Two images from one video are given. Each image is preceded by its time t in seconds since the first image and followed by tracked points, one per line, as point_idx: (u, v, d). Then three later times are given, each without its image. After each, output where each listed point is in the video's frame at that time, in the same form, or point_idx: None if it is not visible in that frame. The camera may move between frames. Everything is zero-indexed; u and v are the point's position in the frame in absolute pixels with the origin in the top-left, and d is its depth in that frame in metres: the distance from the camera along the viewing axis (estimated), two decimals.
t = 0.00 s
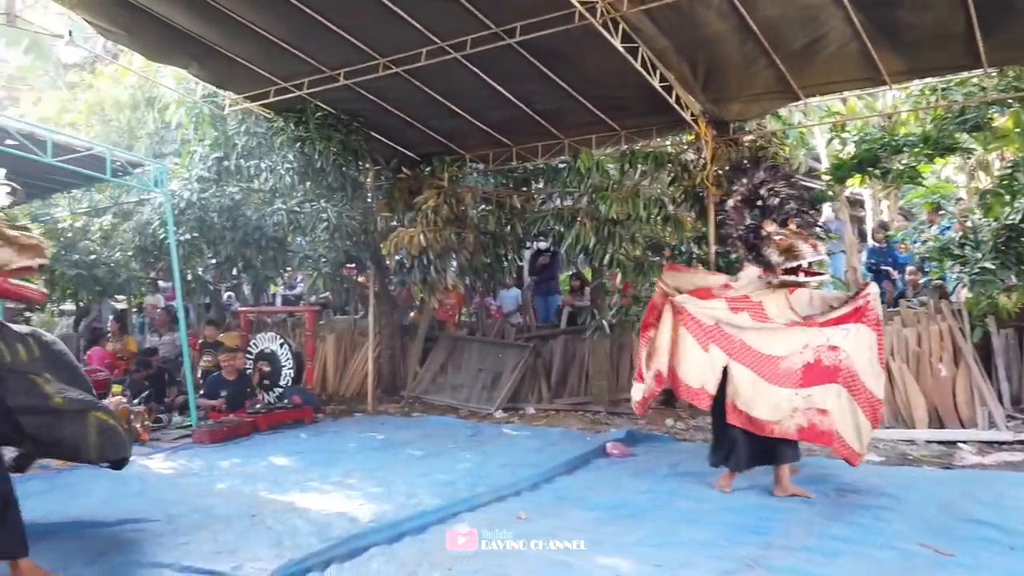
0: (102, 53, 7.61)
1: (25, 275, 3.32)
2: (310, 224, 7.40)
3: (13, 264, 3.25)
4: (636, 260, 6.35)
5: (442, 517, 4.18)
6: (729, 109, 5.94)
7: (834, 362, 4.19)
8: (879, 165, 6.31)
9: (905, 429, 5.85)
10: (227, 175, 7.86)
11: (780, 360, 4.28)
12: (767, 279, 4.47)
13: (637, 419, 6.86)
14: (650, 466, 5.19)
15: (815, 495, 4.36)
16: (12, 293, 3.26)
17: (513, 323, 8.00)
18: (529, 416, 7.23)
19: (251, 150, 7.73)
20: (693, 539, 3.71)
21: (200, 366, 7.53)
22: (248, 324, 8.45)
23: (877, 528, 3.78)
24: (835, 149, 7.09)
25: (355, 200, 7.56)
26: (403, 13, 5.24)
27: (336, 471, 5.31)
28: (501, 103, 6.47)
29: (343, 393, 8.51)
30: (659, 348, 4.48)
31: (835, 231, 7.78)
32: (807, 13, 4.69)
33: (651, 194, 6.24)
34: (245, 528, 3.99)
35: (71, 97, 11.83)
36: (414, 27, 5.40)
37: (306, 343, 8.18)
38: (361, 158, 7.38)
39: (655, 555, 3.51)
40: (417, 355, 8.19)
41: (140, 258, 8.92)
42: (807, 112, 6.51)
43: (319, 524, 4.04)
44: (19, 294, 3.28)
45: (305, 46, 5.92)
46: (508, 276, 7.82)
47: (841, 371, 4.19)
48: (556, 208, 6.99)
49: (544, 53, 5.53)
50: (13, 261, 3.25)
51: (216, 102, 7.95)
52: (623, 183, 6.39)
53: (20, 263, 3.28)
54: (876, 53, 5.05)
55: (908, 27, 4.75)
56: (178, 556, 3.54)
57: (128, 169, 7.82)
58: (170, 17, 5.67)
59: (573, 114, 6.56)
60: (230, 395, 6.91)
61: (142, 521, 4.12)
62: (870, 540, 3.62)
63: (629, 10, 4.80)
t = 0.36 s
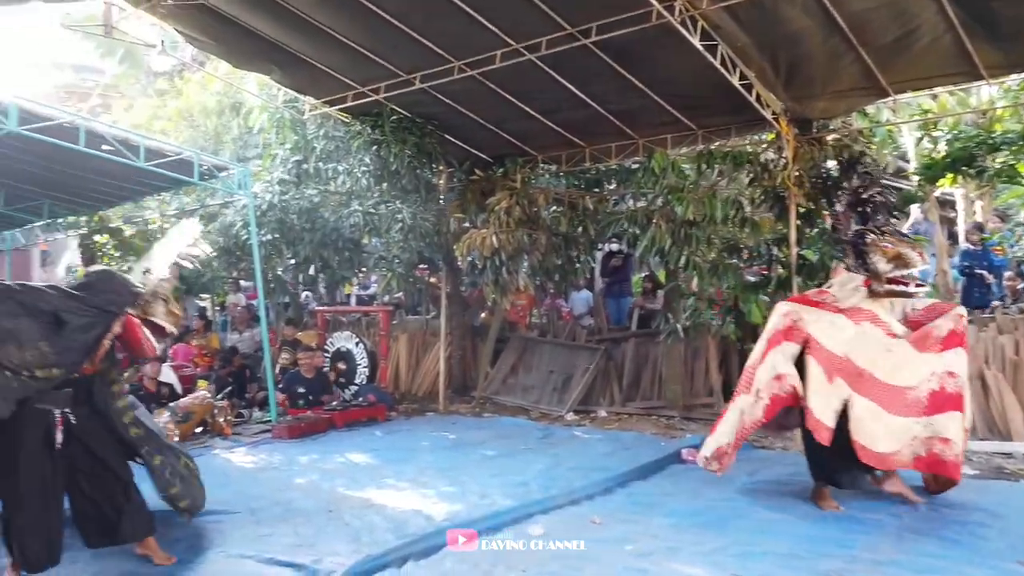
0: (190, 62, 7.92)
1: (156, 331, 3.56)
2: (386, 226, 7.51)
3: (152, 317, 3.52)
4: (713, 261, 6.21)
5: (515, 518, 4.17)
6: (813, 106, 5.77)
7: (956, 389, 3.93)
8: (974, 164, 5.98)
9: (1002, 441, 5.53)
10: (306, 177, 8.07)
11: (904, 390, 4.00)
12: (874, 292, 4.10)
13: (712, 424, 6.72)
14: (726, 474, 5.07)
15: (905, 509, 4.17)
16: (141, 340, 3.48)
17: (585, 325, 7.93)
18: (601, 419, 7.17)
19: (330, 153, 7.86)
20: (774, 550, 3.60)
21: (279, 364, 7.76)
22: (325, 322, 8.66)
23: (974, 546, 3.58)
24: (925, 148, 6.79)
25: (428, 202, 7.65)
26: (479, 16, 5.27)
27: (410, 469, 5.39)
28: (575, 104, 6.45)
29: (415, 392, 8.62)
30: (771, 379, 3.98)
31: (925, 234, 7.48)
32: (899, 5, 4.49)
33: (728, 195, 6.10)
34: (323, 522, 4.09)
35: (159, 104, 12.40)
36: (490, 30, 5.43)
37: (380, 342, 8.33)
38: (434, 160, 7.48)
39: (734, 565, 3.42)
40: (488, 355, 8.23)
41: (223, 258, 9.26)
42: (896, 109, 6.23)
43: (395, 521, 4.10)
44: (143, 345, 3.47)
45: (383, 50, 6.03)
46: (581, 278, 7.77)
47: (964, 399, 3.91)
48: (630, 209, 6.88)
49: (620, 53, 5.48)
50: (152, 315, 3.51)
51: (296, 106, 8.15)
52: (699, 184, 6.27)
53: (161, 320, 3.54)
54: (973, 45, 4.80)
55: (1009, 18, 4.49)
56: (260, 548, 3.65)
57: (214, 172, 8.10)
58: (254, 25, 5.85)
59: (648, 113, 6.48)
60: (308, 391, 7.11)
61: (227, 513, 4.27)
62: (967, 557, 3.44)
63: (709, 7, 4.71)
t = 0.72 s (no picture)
0: (249, 68, 8.12)
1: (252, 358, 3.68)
2: (438, 227, 7.63)
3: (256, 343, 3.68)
4: (770, 261, 6.14)
5: (569, 519, 4.14)
6: (875, 101, 5.61)
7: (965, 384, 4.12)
8: None
9: None
10: (361, 179, 8.21)
11: None
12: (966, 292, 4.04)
13: (770, 428, 6.58)
14: (785, 478, 4.96)
15: (975, 516, 4.02)
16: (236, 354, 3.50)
17: (637, 327, 7.77)
18: (654, 421, 7.09)
19: (384, 155, 7.97)
20: (836, 557, 3.51)
21: (334, 363, 7.88)
22: (379, 323, 8.77)
23: None
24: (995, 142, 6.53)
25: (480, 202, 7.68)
26: (532, 16, 5.27)
27: (463, 468, 5.41)
28: (628, 102, 6.39)
29: (466, 392, 8.66)
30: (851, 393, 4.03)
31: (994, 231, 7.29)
32: None
33: (785, 192, 5.97)
34: (379, 520, 4.13)
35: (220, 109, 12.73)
36: (542, 30, 5.42)
37: (431, 343, 8.40)
38: (486, 160, 7.41)
39: (795, 572, 3.34)
40: (539, 356, 8.23)
41: (281, 259, 9.46)
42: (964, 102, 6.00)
43: (449, 520, 4.12)
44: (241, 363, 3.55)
45: (436, 53, 6.08)
46: (633, 278, 7.73)
47: None
48: (685, 208, 6.77)
49: (674, 50, 5.41)
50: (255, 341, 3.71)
51: (351, 110, 8.28)
52: (756, 182, 6.16)
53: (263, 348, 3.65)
54: None
55: None
56: (317, 544, 3.71)
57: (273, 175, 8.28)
58: (311, 31, 5.96)
59: (703, 110, 6.39)
60: (364, 391, 7.31)
61: (285, 509, 4.35)
62: None
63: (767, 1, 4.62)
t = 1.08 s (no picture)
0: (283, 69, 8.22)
1: (281, 315, 3.30)
2: (469, 226, 7.60)
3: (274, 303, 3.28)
4: (806, 258, 6.05)
5: (601, 519, 4.12)
6: (915, 95, 5.49)
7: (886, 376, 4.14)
8: None
9: None
10: (391, 178, 8.38)
11: None
12: None
13: (806, 427, 6.48)
14: (823, 479, 4.88)
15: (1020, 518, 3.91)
16: (269, 329, 3.28)
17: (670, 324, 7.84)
18: (687, 420, 7.03)
19: (414, 155, 8.16)
20: (876, 559, 3.44)
21: (367, 361, 7.95)
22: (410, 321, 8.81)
23: None
24: None
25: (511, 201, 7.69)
26: (563, 14, 5.25)
27: (495, 466, 5.41)
28: (660, 99, 6.35)
29: (497, 390, 8.67)
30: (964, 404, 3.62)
31: None
32: None
33: (822, 188, 5.92)
34: (413, 517, 4.16)
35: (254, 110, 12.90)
36: (574, 27, 5.40)
37: (462, 341, 8.42)
38: (518, 159, 7.39)
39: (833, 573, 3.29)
40: (571, 355, 8.21)
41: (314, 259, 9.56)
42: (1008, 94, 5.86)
43: (481, 517, 4.12)
44: (275, 329, 3.28)
45: (467, 52, 6.09)
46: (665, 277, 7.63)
47: None
48: (719, 206, 6.75)
49: (707, 45, 5.36)
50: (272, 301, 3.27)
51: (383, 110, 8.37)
52: (792, 178, 6.13)
53: (281, 302, 3.28)
54: None
55: None
56: (353, 540, 3.74)
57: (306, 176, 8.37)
58: (344, 31, 6.01)
59: (736, 106, 6.32)
60: (394, 390, 7.28)
61: (320, 505, 4.40)
62: None
63: None
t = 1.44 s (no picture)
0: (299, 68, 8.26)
1: (240, 269, 3.48)
2: (483, 223, 7.66)
3: (228, 260, 3.43)
4: (823, 255, 6.00)
5: (616, 516, 4.12)
6: (935, 90, 5.43)
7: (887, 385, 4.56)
8: None
9: None
10: (407, 176, 8.43)
11: None
12: None
13: (823, 426, 6.44)
14: (840, 478, 4.84)
15: None
16: (230, 286, 3.42)
17: (686, 322, 7.81)
18: (703, 418, 6.99)
19: (429, 152, 8.20)
20: (894, 558, 3.41)
21: (382, 358, 7.97)
22: (425, 318, 8.83)
23: None
24: None
25: (525, 198, 7.68)
26: (578, 10, 5.23)
27: (510, 464, 5.41)
28: (676, 95, 6.32)
29: (512, 387, 8.68)
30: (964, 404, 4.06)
31: None
32: None
33: (840, 185, 5.85)
34: (427, 513, 4.17)
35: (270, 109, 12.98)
36: (589, 24, 5.39)
37: (477, 339, 8.43)
38: (532, 156, 7.38)
39: (851, 572, 3.26)
40: (586, 353, 8.19)
41: (329, 256, 9.59)
42: None
43: (495, 515, 4.13)
44: (240, 283, 3.45)
45: (483, 49, 6.08)
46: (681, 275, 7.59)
47: None
48: (734, 202, 6.78)
49: (723, 41, 5.33)
50: (229, 258, 3.43)
51: (397, 107, 8.40)
52: (810, 175, 6.05)
53: (234, 257, 3.45)
54: None
55: None
56: (368, 536, 3.75)
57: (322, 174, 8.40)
58: (359, 30, 6.02)
59: (753, 102, 6.28)
60: (412, 387, 7.25)
61: (335, 501, 4.42)
62: None
63: None
